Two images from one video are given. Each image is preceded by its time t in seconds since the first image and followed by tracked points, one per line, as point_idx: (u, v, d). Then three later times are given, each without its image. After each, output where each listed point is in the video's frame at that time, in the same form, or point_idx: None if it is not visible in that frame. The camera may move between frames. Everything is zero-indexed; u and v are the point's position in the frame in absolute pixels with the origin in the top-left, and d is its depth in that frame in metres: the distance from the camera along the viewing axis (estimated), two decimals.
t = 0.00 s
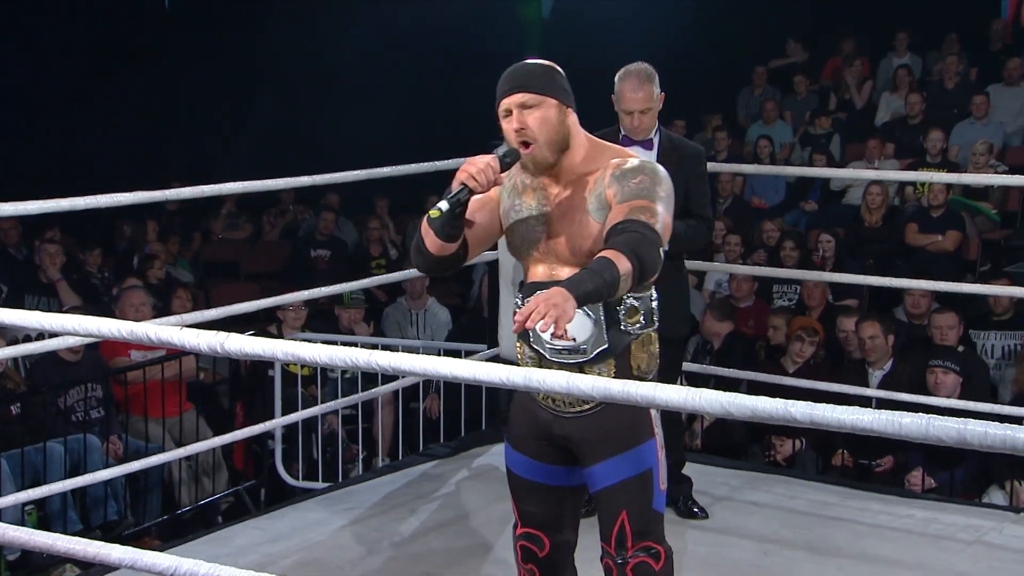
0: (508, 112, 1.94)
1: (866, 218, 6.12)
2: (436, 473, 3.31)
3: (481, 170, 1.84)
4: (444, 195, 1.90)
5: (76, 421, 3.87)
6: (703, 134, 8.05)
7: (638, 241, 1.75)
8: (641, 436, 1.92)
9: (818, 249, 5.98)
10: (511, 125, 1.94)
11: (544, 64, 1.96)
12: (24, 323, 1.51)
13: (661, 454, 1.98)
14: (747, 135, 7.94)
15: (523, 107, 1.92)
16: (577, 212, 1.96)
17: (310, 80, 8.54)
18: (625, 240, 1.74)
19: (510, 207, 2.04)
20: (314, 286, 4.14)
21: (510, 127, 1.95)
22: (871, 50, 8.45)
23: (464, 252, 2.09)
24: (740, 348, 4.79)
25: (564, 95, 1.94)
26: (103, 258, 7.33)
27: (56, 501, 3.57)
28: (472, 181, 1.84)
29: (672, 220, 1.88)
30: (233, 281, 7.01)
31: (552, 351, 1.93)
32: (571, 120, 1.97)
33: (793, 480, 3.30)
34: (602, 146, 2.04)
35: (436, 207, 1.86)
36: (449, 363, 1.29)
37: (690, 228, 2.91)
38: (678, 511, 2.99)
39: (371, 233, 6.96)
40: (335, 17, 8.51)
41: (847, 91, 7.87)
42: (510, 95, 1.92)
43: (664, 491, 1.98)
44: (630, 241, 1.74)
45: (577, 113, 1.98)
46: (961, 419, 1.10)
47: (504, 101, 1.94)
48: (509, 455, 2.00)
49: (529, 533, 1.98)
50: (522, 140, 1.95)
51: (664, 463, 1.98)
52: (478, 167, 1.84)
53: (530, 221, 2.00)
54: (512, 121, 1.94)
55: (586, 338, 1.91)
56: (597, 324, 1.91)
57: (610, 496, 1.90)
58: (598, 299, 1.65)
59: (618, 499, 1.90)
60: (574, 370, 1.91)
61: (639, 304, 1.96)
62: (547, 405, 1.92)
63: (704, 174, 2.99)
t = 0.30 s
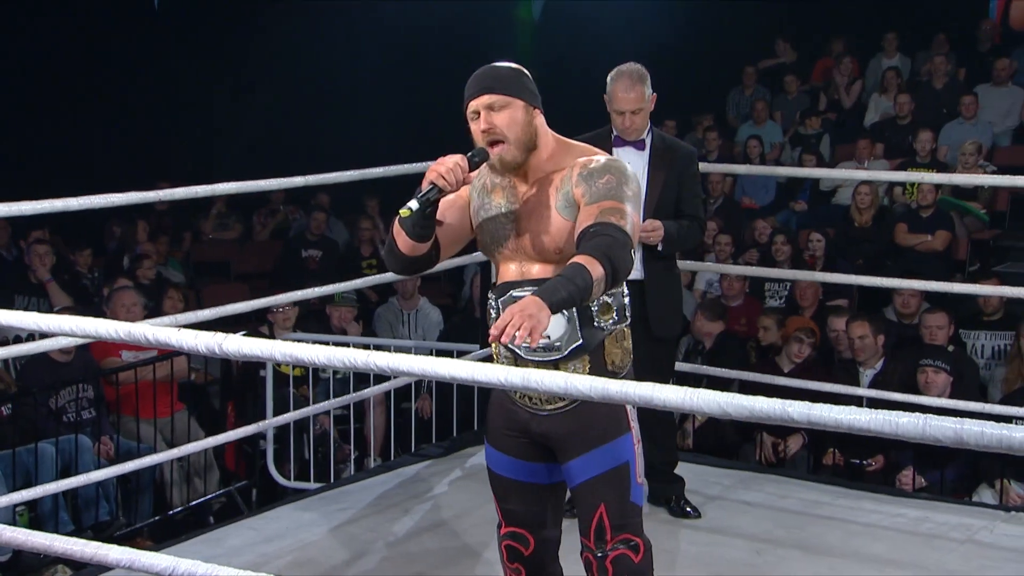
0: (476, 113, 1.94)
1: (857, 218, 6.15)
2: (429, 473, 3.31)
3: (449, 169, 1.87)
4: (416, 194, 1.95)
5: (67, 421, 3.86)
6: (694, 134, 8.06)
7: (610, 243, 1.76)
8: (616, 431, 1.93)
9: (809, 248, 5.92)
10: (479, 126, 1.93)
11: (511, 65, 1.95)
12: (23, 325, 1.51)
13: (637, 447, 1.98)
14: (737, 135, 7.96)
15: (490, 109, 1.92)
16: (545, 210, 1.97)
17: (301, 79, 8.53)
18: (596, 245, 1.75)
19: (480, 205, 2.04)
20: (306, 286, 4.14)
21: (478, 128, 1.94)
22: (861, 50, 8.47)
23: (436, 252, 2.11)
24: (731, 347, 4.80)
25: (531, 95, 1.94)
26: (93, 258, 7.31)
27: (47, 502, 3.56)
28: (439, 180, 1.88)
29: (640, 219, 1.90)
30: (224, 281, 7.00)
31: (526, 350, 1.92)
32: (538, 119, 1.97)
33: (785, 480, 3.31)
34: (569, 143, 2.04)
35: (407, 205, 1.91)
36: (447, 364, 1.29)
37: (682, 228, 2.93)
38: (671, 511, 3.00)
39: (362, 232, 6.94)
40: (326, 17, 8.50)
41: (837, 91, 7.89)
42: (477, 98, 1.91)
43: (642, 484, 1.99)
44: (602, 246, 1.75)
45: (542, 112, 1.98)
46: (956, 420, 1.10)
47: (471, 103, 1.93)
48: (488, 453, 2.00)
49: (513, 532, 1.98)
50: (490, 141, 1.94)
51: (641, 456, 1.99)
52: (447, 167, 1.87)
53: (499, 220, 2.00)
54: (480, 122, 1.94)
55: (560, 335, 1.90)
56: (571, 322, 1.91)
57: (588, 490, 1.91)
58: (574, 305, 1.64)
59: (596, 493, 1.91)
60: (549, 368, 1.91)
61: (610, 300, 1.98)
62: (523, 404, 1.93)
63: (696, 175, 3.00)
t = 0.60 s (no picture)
0: (450, 136, 1.94)
1: (847, 218, 6.16)
2: (423, 473, 3.31)
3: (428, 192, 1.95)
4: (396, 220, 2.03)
5: (59, 422, 3.86)
6: (685, 134, 8.07)
7: (603, 238, 1.76)
8: (605, 429, 1.93)
9: (799, 247, 5.96)
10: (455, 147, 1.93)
11: (477, 79, 1.94)
12: (21, 325, 1.51)
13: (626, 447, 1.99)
14: (728, 135, 7.98)
15: (463, 130, 1.91)
16: (530, 212, 1.97)
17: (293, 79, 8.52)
18: (589, 239, 1.74)
19: (466, 214, 2.05)
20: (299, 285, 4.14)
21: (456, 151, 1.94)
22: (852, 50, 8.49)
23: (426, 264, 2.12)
24: (722, 347, 4.81)
25: (501, 107, 1.93)
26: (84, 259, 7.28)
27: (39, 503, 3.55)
28: (420, 203, 1.97)
29: (627, 211, 1.91)
30: (216, 280, 6.99)
31: (517, 348, 1.92)
32: (513, 127, 1.97)
33: (778, 479, 3.32)
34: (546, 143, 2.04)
35: (389, 230, 1.99)
36: (445, 363, 1.30)
37: (675, 229, 2.94)
38: (665, 511, 3.01)
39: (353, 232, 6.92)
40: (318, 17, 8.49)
41: (828, 90, 7.90)
42: (448, 122, 1.91)
43: (630, 483, 1.99)
44: (596, 240, 1.74)
45: (518, 118, 1.98)
46: (953, 419, 1.11)
47: (444, 127, 1.93)
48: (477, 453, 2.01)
49: (500, 532, 1.98)
50: (468, 161, 1.94)
51: (629, 456, 1.99)
52: (425, 189, 1.95)
53: (487, 227, 2.01)
54: (457, 145, 1.94)
55: (548, 333, 1.90)
56: (559, 321, 1.91)
57: (575, 489, 1.91)
58: (559, 293, 1.64)
59: (583, 491, 1.91)
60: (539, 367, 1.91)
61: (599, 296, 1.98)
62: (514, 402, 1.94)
63: (690, 175, 3.01)
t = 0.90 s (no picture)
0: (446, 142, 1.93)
1: (836, 218, 6.16)
2: (414, 473, 3.31)
3: (427, 203, 1.90)
4: (391, 233, 1.97)
5: (49, 423, 3.84)
6: (674, 134, 8.08)
7: (606, 262, 1.76)
8: (614, 434, 1.93)
9: (789, 247, 5.96)
10: (450, 155, 1.93)
11: (474, 85, 1.93)
12: (15, 325, 1.51)
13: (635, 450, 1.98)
14: (718, 136, 8.00)
15: (458, 138, 1.90)
16: (532, 221, 1.96)
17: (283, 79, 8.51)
18: (590, 266, 1.75)
19: (468, 221, 2.05)
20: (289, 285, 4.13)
21: (451, 157, 1.93)
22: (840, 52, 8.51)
23: (430, 272, 2.11)
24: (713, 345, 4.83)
25: (498, 114, 1.92)
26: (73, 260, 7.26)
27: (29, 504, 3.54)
28: (420, 213, 1.91)
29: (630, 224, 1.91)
30: (206, 281, 6.99)
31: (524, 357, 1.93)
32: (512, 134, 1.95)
33: (768, 477, 3.33)
34: (547, 150, 2.03)
35: (386, 244, 1.94)
36: (441, 363, 1.30)
37: (666, 229, 2.95)
38: (656, 510, 3.01)
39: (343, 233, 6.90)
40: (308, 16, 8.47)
41: (817, 91, 7.90)
42: (442, 127, 1.90)
43: (643, 486, 1.98)
44: (598, 266, 1.75)
45: (517, 125, 1.96)
46: (947, 418, 1.12)
47: (439, 133, 1.92)
48: (486, 458, 2.01)
49: (496, 537, 1.99)
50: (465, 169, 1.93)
51: (640, 458, 1.99)
52: (420, 201, 1.90)
53: (488, 237, 2.01)
54: (450, 151, 1.92)
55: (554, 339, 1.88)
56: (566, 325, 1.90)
57: (584, 493, 1.92)
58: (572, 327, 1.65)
59: (592, 496, 1.91)
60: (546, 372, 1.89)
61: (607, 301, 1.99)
62: (521, 408, 1.94)
63: (681, 176, 3.02)
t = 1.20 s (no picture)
0: (483, 145, 1.92)
1: (824, 218, 6.15)
2: (405, 473, 3.31)
3: (461, 211, 1.89)
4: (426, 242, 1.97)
5: (38, 423, 3.83)
6: (663, 135, 8.09)
7: (642, 281, 1.75)
8: (647, 456, 1.91)
9: (778, 247, 5.96)
10: (487, 158, 1.91)
11: (513, 89, 1.92)
12: (8, 325, 1.50)
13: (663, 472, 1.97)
14: (707, 136, 8.02)
15: (496, 141, 1.89)
16: (567, 230, 1.94)
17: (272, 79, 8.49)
18: (625, 286, 1.74)
19: (503, 227, 2.03)
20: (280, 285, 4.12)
21: (488, 161, 1.92)
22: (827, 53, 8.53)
23: (467, 280, 2.10)
24: (702, 344, 4.83)
25: (537, 119, 1.90)
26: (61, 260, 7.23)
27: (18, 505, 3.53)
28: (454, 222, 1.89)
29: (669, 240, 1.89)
30: (195, 281, 6.98)
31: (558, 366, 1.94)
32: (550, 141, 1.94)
33: (759, 477, 3.34)
34: (586, 157, 2.01)
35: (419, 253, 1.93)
36: (436, 364, 1.30)
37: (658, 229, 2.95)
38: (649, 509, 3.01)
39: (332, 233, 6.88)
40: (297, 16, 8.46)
41: (806, 92, 7.92)
42: (480, 131, 1.89)
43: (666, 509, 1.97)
44: (634, 286, 1.74)
45: (556, 131, 1.95)
46: (941, 417, 1.12)
47: (477, 135, 1.91)
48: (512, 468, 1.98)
49: (509, 546, 1.98)
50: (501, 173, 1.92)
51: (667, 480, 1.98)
52: (455, 209, 1.89)
53: (524, 244, 1.99)
54: (488, 154, 1.91)
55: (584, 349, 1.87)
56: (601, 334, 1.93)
57: (611, 512, 1.91)
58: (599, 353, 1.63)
59: (619, 516, 1.90)
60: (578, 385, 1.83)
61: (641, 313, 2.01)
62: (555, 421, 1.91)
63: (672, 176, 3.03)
